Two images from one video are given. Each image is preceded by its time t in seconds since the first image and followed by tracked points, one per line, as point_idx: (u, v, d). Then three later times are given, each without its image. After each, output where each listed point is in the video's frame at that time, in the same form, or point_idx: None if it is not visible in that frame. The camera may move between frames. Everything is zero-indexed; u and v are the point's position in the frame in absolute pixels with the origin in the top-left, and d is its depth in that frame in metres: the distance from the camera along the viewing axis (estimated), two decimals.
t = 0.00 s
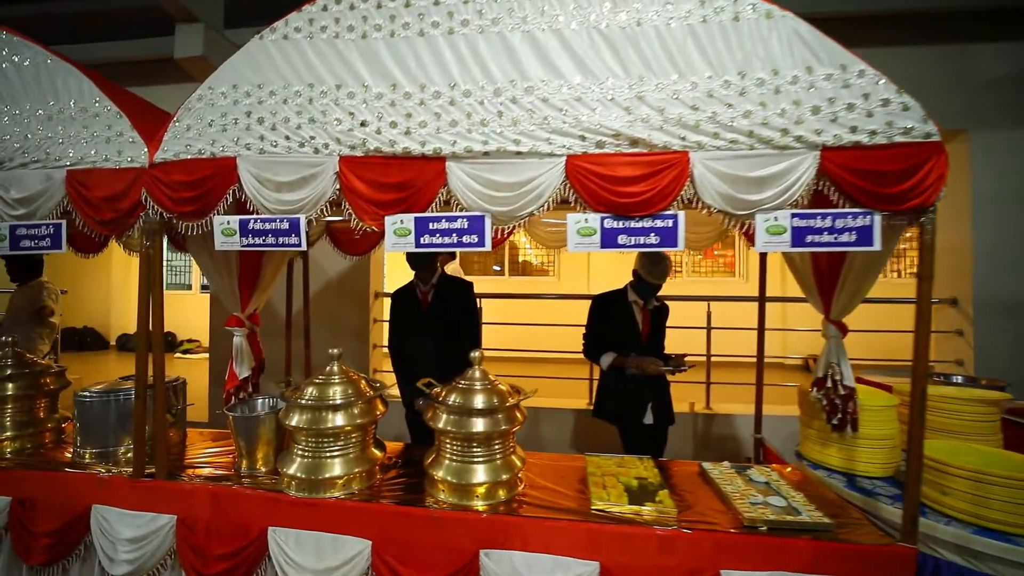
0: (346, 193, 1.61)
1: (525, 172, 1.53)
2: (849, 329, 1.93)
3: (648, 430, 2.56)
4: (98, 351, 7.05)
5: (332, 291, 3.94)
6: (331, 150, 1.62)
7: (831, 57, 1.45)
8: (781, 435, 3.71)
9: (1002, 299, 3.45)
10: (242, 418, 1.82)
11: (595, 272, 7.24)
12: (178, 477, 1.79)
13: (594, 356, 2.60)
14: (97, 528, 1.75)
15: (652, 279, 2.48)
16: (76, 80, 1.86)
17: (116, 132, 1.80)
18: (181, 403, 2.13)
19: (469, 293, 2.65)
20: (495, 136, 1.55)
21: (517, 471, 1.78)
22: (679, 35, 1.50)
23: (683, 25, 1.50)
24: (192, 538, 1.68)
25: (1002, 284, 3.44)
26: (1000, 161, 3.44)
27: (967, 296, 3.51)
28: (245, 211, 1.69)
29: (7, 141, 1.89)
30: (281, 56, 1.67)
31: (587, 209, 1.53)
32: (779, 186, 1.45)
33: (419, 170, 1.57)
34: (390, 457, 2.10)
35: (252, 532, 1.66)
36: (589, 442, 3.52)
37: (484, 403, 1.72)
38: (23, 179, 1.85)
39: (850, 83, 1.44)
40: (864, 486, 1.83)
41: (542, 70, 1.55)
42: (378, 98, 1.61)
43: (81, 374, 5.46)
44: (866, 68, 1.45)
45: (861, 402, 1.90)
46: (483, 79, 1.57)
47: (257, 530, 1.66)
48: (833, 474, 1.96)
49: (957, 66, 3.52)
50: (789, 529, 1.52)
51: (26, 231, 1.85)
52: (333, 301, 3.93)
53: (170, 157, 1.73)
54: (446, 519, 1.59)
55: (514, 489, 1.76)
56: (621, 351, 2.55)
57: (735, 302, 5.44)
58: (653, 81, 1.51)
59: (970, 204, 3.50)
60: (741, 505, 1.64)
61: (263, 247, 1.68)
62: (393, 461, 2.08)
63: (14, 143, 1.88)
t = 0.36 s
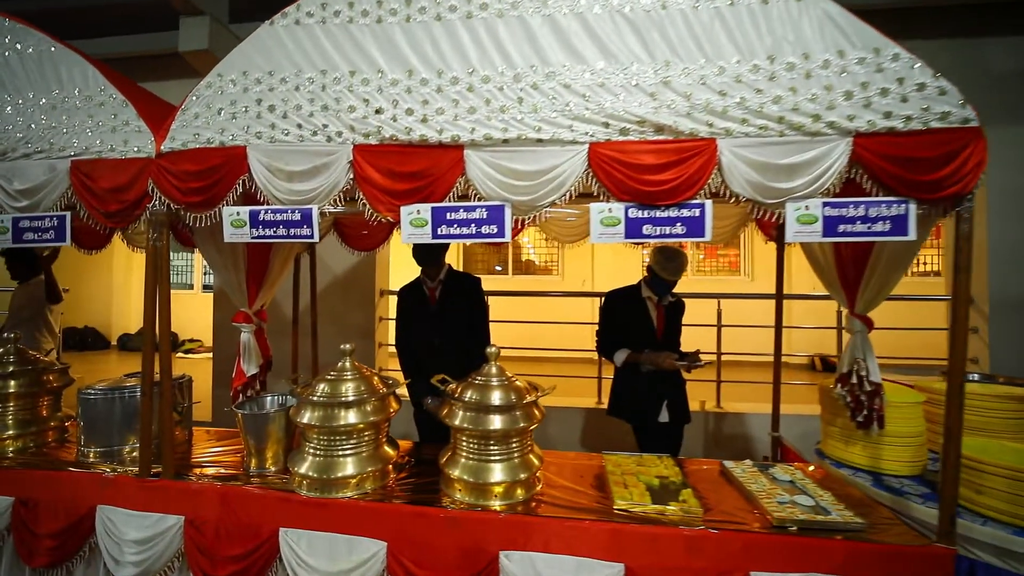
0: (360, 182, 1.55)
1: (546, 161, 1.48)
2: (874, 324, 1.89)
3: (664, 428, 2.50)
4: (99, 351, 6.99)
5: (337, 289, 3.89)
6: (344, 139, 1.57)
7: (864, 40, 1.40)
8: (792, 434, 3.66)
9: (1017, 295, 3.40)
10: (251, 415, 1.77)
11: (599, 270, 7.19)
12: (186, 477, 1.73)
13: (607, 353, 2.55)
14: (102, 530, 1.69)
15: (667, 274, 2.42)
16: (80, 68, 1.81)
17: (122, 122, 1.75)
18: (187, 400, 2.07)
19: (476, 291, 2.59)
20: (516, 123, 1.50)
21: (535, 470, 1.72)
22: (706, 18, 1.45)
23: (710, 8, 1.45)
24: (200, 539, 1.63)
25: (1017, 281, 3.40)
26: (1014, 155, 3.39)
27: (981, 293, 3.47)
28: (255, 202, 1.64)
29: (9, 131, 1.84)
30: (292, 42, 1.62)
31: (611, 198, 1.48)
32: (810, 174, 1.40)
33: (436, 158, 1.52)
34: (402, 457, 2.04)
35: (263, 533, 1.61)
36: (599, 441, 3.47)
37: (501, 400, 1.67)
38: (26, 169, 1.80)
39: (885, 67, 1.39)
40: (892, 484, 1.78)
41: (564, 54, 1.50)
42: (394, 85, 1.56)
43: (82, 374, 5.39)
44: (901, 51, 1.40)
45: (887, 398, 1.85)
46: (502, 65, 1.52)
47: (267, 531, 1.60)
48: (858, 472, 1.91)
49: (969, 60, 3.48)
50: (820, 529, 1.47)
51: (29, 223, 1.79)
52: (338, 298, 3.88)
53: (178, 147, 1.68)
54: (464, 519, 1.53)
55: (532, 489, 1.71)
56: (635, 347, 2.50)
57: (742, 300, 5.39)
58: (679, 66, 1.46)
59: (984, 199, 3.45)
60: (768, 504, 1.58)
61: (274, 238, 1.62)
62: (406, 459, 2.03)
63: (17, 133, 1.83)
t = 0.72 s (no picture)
0: (374, 171, 1.50)
1: (566, 148, 1.44)
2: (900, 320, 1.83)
3: (678, 427, 2.45)
4: (100, 351, 6.94)
5: (342, 286, 3.83)
6: (357, 126, 1.52)
7: (897, 23, 1.34)
8: (805, 433, 3.60)
9: None
10: (259, 413, 1.72)
11: (603, 268, 7.15)
12: (192, 477, 1.68)
13: (620, 350, 2.50)
14: (106, 531, 1.64)
15: (681, 270, 2.37)
16: (84, 57, 1.76)
17: (128, 111, 1.71)
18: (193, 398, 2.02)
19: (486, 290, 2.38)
20: (535, 110, 1.45)
21: (553, 469, 1.66)
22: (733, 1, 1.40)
23: None
24: (208, 541, 1.57)
25: None
26: None
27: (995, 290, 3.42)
28: (265, 192, 1.59)
29: (11, 121, 1.79)
30: (303, 28, 1.58)
31: (633, 186, 1.43)
32: (842, 160, 1.35)
33: (452, 146, 1.47)
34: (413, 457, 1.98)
35: (273, 534, 1.55)
36: (608, 440, 3.41)
37: (518, 397, 1.62)
38: (28, 160, 1.75)
39: (919, 50, 1.33)
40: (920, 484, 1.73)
41: (585, 39, 1.45)
42: (408, 71, 1.51)
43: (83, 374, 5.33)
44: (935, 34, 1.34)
45: (913, 395, 1.80)
46: (520, 50, 1.47)
47: (278, 532, 1.55)
48: (883, 471, 1.86)
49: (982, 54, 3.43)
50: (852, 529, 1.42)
51: (32, 216, 1.74)
52: (343, 296, 3.82)
53: (185, 136, 1.63)
54: (482, 520, 1.48)
55: (550, 488, 1.65)
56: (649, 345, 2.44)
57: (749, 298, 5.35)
58: (704, 51, 1.41)
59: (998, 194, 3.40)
60: (795, 504, 1.53)
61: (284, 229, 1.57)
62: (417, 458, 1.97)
63: (19, 123, 1.78)
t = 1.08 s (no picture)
0: (388, 158, 1.45)
1: (588, 135, 1.39)
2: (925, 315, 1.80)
3: (694, 425, 2.42)
4: (99, 350, 6.88)
5: (345, 284, 3.78)
6: (371, 111, 1.46)
7: (933, 3, 1.29)
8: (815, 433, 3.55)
9: None
10: (267, 409, 1.67)
11: (607, 266, 7.11)
12: (197, 476, 1.61)
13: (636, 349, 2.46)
14: (108, 531, 1.58)
15: (696, 264, 2.35)
16: (86, 42, 1.70)
17: (130, 98, 1.65)
18: (197, 395, 1.96)
19: (494, 287, 2.28)
20: (556, 95, 1.40)
21: (571, 468, 1.61)
22: None
23: None
24: (213, 543, 1.51)
25: None
26: None
27: (1009, 288, 3.37)
28: (274, 179, 1.53)
29: (9, 108, 1.73)
30: (315, 10, 1.52)
31: (658, 174, 1.38)
32: (876, 147, 1.30)
33: (469, 132, 1.42)
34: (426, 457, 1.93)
35: (282, 535, 1.49)
36: (617, 438, 3.36)
37: (534, 392, 1.56)
38: (27, 148, 1.69)
39: (956, 31, 1.28)
40: (949, 484, 1.67)
41: (607, 21, 1.40)
42: (423, 55, 1.46)
43: (82, 373, 5.27)
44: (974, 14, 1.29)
45: (940, 392, 1.75)
46: (540, 33, 1.42)
47: (287, 534, 1.49)
48: (909, 471, 1.80)
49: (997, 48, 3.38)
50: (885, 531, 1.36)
51: (31, 205, 1.68)
52: (346, 294, 3.77)
53: (191, 122, 1.57)
54: (501, 520, 1.42)
55: (568, 488, 1.59)
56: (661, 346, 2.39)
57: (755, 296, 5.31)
58: (732, 33, 1.36)
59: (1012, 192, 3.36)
60: (823, 504, 1.48)
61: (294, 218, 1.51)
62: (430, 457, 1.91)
63: (19, 109, 1.72)
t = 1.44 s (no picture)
0: (405, 144, 1.39)
1: (614, 119, 1.34)
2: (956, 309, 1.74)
3: (711, 424, 2.37)
4: (99, 348, 6.83)
5: (351, 281, 3.71)
6: (387, 95, 1.41)
7: None
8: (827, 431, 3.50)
9: None
10: (276, 405, 1.60)
11: (610, 264, 7.05)
12: (205, 474, 1.55)
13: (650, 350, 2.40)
14: (112, 532, 1.52)
15: (714, 259, 2.29)
16: (89, 25, 1.64)
17: (135, 82, 1.59)
18: (203, 391, 1.90)
19: (505, 284, 2.15)
20: (581, 77, 1.35)
21: (593, 466, 1.54)
22: None
23: None
24: (222, 545, 1.45)
25: None
26: None
27: None
28: (285, 166, 1.47)
29: (9, 94, 1.66)
30: None
31: (687, 160, 1.33)
32: (917, 131, 1.25)
33: (491, 116, 1.37)
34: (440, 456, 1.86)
35: (294, 537, 1.43)
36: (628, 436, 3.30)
37: (555, 388, 1.51)
38: (28, 135, 1.62)
39: (1003, 9, 1.21)
40: (983, 482, 1.62)
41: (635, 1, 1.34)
42: (442, 36, 1.40)
43: (83, 371, 5.23)
44: None
45: (971, 388, 1.70)
46: (565, 13, 1.36)
47: (300, 534, 1.43)
48: (940, 469, 1.75)
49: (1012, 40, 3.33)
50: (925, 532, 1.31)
51: (32, 193, 1.62)
52: (351, 291, 3.71)
53: (198, 107, 1.51)
54: (524, 521, 1.36)
55: (590, 488, 1.53)
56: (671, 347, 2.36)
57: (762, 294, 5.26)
58: (766, 13, 1.30)
59: None
60: (857, 503, 1.42)
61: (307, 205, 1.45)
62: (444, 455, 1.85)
63: (19, 94, 1.66)
